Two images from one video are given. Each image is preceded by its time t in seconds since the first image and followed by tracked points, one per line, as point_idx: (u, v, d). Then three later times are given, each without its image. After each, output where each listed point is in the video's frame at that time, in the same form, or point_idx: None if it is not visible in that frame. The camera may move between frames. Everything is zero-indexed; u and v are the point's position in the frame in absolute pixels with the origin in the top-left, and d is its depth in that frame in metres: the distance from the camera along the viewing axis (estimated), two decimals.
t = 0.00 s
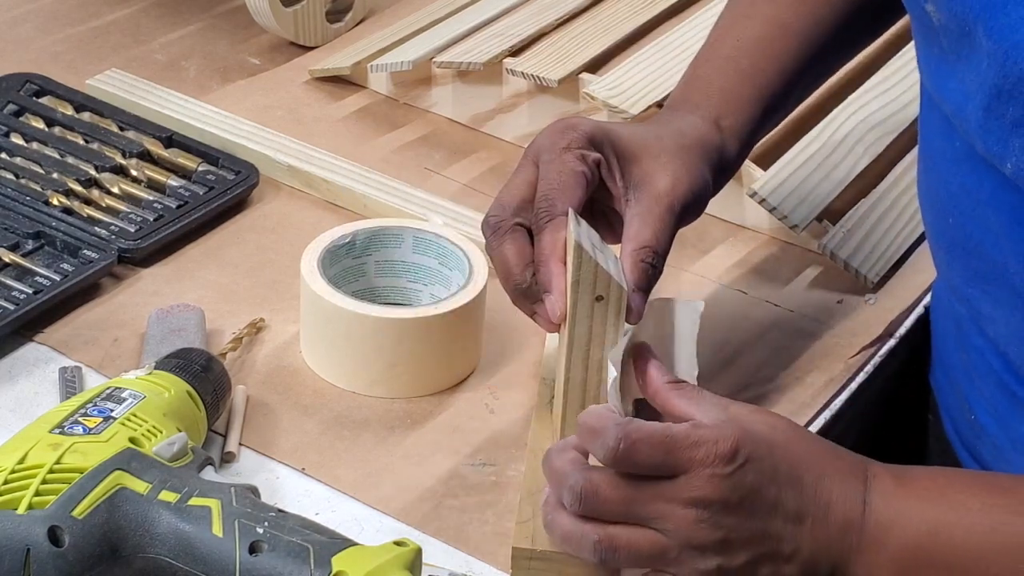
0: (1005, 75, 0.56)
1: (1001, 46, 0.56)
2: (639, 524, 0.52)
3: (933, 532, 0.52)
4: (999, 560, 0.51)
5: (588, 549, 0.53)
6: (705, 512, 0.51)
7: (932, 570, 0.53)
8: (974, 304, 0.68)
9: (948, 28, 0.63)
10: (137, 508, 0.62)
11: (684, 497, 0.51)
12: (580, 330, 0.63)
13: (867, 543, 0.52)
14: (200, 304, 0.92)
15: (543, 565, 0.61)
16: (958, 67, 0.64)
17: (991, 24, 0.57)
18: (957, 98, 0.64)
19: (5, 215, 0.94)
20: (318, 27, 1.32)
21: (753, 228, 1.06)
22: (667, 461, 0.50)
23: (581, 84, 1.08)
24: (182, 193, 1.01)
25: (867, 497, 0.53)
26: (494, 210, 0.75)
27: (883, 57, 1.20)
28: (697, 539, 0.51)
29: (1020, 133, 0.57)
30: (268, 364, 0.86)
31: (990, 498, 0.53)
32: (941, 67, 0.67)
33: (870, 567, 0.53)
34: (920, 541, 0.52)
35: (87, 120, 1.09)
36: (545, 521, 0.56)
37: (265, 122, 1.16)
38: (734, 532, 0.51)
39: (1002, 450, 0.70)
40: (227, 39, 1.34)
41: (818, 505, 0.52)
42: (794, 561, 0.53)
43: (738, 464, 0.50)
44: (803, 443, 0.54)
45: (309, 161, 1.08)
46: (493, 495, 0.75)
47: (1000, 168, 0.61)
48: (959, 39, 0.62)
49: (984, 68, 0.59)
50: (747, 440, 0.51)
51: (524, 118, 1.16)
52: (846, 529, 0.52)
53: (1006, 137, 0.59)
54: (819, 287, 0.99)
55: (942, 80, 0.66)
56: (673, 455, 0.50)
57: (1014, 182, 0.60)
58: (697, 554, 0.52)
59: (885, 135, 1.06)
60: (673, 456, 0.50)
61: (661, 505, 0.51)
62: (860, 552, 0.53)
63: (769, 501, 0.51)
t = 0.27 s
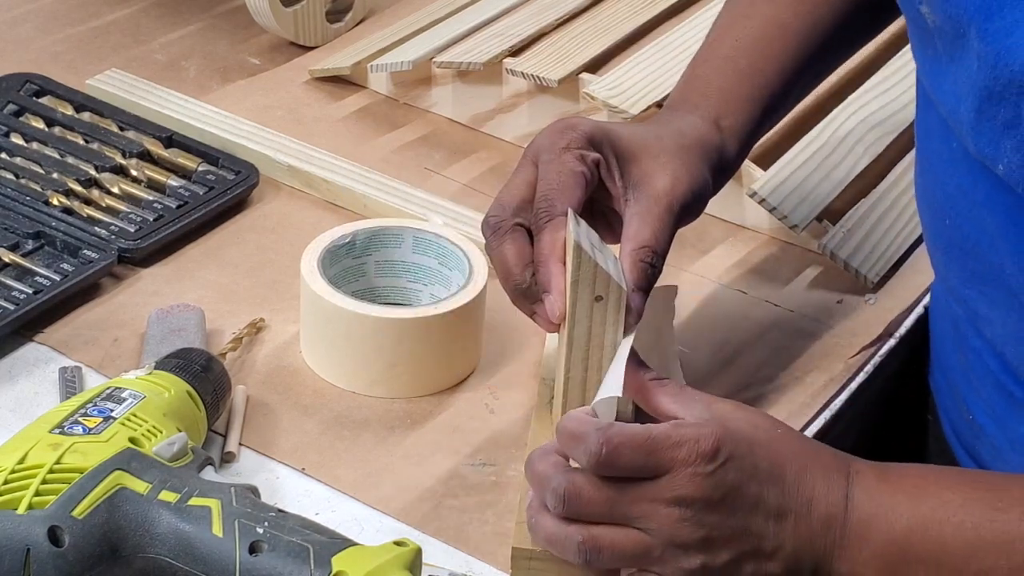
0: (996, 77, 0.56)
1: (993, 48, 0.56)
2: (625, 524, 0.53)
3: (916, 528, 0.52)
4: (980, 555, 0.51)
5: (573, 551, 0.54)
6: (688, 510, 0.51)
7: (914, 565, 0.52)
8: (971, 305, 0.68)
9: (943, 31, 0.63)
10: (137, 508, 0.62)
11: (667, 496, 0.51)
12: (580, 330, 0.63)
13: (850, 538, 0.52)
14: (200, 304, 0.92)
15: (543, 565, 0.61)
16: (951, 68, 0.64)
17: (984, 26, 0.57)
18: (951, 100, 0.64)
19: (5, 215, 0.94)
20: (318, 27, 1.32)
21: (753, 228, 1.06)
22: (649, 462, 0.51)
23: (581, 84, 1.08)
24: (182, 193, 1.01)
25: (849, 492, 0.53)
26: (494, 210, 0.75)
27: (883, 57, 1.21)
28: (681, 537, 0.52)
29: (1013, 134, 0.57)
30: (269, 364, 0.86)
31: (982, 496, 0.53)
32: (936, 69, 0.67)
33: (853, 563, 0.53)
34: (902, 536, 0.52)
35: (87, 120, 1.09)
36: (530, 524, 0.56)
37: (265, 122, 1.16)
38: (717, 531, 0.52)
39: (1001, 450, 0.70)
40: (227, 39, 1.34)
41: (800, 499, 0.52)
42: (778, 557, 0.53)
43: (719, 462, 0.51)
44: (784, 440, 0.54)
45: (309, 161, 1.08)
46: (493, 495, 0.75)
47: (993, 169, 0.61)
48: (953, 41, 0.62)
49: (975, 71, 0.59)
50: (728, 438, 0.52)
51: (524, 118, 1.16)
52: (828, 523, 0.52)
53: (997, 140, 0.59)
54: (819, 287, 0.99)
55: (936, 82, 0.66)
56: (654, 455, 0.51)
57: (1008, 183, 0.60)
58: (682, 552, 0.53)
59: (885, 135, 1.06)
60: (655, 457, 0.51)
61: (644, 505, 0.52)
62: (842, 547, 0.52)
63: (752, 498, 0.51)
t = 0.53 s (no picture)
0: (990, 79, 0.56)
1: (987, 50, 0.56)
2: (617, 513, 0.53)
3: (911, 521, 0.52)
4: (976, 546, 0.51)
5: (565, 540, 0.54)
6: (679, 498, 0.51)
7: (911, 557, 0.52)
8: (968, 305, 0.68)
9: (937, 32, 0.63)
10: (137, 508, 0.62)
11: (656, 484, 0.51)
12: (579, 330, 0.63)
13: (847, 529, 0.52)
14: (200, 304, 0.92)
15: (543, 564, 0.61)
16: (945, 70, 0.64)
17: (978, 28, 0.57)
18: (946, 101, 0.64)
19: (5, 215, 0.94)
20: (318, 27, 1.32)
21: (753, 228, 1.06)
22: (639, 451, 0.51)
23: (581, 84, 1.08)
24: (182, 193, 1.01)
25: (845, 483, 0.52)
26: (493, 211, 0.75)
27: (882, 57, 1.20)
28: (672, 526, 0.52)
29: (1007, 136, 0.57)
30: (268, 364, 0.86)
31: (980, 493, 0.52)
32: (931, 69, 0.66)
33: (850, 554, 0.52)
34: (899, 527, 0.52)
35: (87, 120, 1.09)
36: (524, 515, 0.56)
37: (265, 122, 1.16)
38: (709, 519, 0.51)
39: (998, 450, 0.70)
40: (227, 39, 1.34)
41: (795, 489, 0.52)
42: (774, 546, 0.52)
43: (710, 450, 0.51)
44: (779, 432, 0.54)
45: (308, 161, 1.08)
46: (493, 495, 0.75)
47: (988, 170, 0.61)
48: (947, 42, 0.62)
49: (969, 72, 0.59)
50: (720, 426, 0.52)
51: (524, 118, 1.16)
52: (825, 514, 0.52)
53: (993, 142, 0.59)
54: (819, 287, 0.99)
55: (932, 83, 0.66)
56: (644, 443, 0.51)
57: (1002, 184, 0.60)
58: (674, 541, 0.52)
59: (884, 135, 1.06)
60: (644, 445, 0.51)
61: (635, 494, 0.52)
62: (840, 539, 0.52)
63: (745, 487, 0.51)
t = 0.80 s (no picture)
0: (988, 79, 0.56)
1: (986, 50, 0.56)
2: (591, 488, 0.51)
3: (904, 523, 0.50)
4: (972, 549, 0.49)
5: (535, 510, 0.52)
6: (657, 480, 0.49)
7: (903, 560, 0.50)
8: (967, 306, 0.68)
9: (936, 32, 0.63)
10: (137, 508, 0.62)
11: (638, 462, 0.49)
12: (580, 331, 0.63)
13: (835, 529, 0.51)
14: (200, 304, 0.92)
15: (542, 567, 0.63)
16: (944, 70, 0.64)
17: (978, 28, 0.57)
18: (944, 101, 0.64)
19: (5, 215, 0.94)
20: (318, 27, 1.32)
21: (753, 228, 1.06)
22: (627, 422, 0.48)
23: (581, 84, 1.08)
24: (182, 193, 1.01)
25: (838, 482, 0.51)
26: (493, 211, 0.75)
27: (882, 57, 1.21)
28: (644, 508, 0.50)
29: (1006, 135, 0.57)
30: (268, 364, 0.86)
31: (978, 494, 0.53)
32: (930, 69, 0.66)
33: (835, 555, 0.51)
34: (891, 529, 0.50)
35: (87, 120, 1.09)
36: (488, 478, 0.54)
37: (265, 122, 1.16)
38: (685, 505, 0.50)
39: (997, 451, 0.70)
40: (227, 39, 1.34)
41: (780, 486, 0.50)
42: (751, 541, 0.51)
43: (697, 436, 0.49)
44: (773, 429, 0.52)
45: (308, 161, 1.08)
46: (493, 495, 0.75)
47: (987, 170, 0.61)
48: (946, 42, 0.62)
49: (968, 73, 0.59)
50: (710, 415, 0.50)
51: (524, 118, 1.16)
52: (810, 512, 0.51)
53: (992, 142, 0.59)
54: (819, 286, 0.99)
55: (930, 83, 0.66)
56: (632, 417, 0.48)
57: (1001, 184, 0.60)
58: (645, 525, 0.51)
59: (885, 135, 1.06)
60: (633, 417, 0.48)
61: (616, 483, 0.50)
62: (825, 539, 0.51)
63: (726, 478, 0.50)
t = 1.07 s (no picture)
0: (987, 77, 0.56)
1: (985, 48, 0.56)
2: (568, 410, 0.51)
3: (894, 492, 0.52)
4: (967, 524, 0.50)
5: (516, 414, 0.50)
6: (640, 404, 0.50)
7: (894, 530, 0.51)
8: (967, 306, 0.68)
9: (934, 31, 0.63)
10: (137, 508, 0.62)
11: (626, 385, 0.51)
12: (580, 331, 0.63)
13: (825, 493, 0.52)
14: (200, 304, 0.92)
15: (542, 565, 0.64)
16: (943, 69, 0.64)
17: (977, 26, 0.57)
18: (943, 99, 0.64)
19: (4, 215, 0.94)
20: (318, 27, 1.32)
21: (753, 228, 1.06)
22: (617, 340, 0.51)
23: (581, 84, 1.08)
24: (182, 193, 1.01)
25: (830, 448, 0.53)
26: (493, 211, 0.75)
27: (882, 57, 1.21)
28: (621, 432, 0.50)
29: (1006, 134, 0.57)
30: (268, 364, 0.86)
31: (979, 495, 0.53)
32: (928, 68, 0.67)
33: (822, 518, 0.52)
34: (884, 498, 0.52)
35: (87, 120, 1.09)
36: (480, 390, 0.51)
37: (265, 122, 1.16)
38: (663, 439, 0.51)
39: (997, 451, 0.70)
40: (227, 40, 1.34)
41: (767, 440, 0.52)
42: (729, 491, 0.52)
43: (687, 369, 0.51)
44: (768, 395, 0.54)
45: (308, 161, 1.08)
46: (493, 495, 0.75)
47: (987, 169, 0.61)
48: (943, 40, 0.62)
49: (967, 71, 0.59)
50: (704, 360, 0.53)
51: (524, 118, 1.16)
52: (796, 473, 0.52)
53: (992, 141, 0.58)
54: (819, 287, 0.99)
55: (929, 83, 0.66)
56: (620, 336, 0.51)
57: (1001, 183, 0.60)
58: (619, 452, 0.51)
59: (885, 135, 1.06)
60: (622, 337, 0.51)
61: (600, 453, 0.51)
62: (813, 502, 0.52)
63: (711, 419, 0.52)
